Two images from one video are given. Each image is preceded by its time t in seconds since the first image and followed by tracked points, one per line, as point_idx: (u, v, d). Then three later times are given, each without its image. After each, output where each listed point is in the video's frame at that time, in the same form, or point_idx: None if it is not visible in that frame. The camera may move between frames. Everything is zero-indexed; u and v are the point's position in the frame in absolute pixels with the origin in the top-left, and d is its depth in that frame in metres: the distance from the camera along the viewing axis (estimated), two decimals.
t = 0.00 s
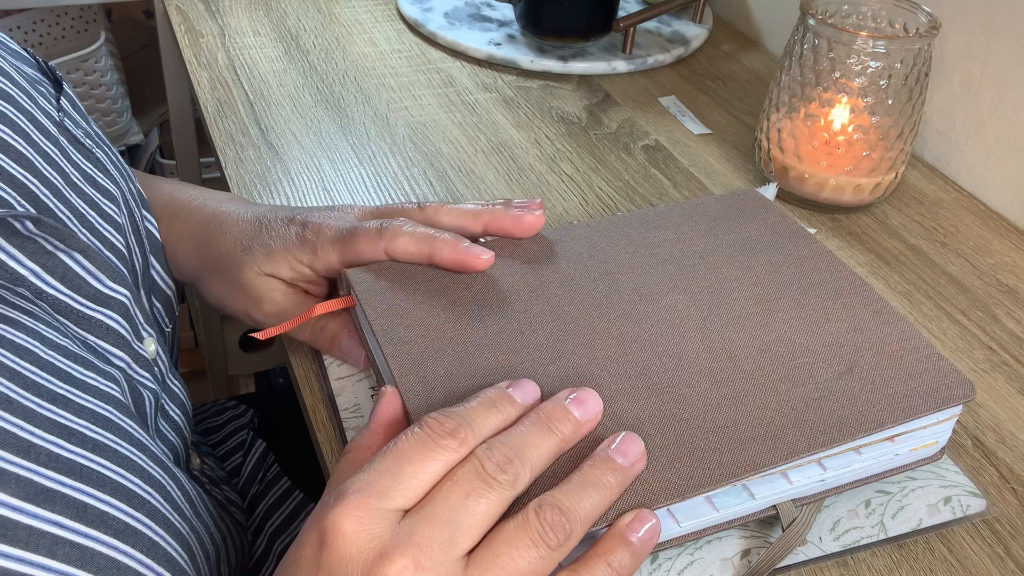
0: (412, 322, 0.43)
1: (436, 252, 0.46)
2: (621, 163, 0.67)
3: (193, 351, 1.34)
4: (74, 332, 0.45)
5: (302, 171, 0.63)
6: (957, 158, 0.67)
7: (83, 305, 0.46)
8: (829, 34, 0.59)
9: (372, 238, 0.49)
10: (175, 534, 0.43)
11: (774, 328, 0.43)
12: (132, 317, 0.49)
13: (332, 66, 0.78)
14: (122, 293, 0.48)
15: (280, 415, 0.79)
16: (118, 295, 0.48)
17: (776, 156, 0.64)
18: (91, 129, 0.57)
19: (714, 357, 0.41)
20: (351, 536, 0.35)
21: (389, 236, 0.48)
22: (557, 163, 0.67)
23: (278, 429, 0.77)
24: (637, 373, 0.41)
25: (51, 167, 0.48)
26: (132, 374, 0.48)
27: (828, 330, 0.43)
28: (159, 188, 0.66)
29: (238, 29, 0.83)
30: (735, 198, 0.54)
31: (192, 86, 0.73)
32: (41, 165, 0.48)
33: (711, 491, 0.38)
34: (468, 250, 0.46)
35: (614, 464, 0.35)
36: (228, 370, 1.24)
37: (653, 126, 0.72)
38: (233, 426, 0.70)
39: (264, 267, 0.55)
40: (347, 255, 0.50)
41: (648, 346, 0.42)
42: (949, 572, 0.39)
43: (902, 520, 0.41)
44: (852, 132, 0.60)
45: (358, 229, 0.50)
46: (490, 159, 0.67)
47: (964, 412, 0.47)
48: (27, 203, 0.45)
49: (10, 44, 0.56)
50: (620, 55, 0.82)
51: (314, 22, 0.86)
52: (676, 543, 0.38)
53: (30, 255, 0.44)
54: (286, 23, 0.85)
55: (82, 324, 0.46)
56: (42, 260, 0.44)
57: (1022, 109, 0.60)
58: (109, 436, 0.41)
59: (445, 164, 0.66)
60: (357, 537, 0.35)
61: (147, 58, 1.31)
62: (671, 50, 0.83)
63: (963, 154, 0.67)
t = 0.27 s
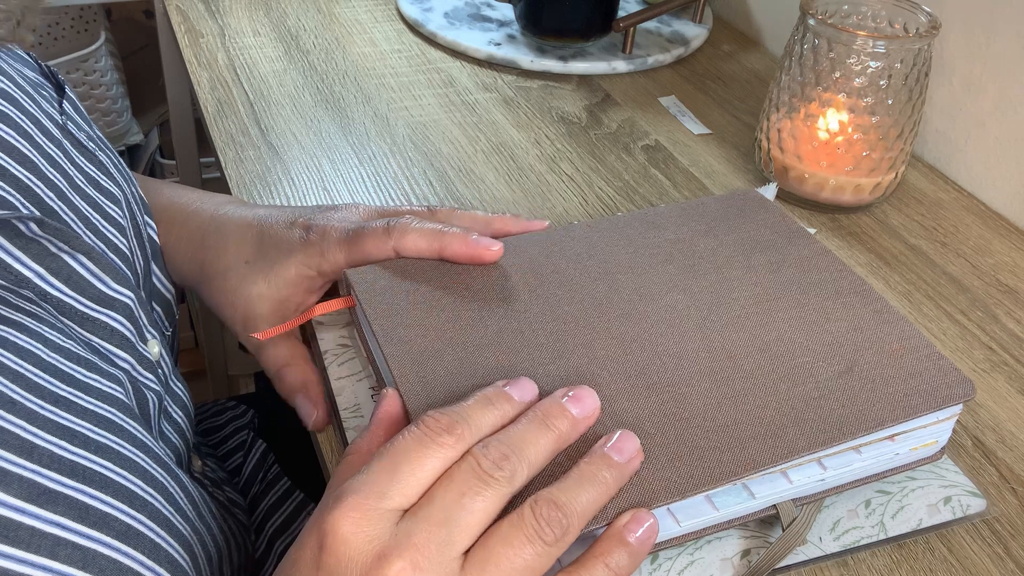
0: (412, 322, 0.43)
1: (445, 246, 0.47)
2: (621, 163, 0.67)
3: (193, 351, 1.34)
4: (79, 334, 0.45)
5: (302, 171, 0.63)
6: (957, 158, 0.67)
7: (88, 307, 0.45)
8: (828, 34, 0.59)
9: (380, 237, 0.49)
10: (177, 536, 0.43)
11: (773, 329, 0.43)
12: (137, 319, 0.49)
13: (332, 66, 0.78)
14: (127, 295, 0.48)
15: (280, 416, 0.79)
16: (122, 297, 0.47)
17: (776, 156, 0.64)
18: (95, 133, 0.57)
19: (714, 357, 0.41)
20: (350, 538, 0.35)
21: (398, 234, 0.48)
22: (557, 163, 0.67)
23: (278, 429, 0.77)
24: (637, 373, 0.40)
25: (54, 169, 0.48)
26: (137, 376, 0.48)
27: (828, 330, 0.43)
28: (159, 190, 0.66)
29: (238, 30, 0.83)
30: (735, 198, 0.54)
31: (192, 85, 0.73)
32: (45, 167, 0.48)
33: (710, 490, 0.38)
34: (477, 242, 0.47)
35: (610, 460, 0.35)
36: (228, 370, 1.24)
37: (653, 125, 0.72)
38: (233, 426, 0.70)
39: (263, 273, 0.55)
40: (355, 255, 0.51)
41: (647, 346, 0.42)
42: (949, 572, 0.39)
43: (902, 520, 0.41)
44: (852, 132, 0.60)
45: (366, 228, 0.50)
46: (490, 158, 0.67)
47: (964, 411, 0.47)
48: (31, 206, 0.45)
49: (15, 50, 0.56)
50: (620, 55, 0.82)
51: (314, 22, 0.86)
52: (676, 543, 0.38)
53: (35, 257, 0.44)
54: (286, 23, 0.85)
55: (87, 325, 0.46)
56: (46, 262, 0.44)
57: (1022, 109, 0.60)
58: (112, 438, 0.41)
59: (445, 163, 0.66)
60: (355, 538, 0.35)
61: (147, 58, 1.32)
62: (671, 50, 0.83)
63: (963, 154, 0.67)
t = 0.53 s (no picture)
0: (412, 321, 0.43)
1: (445, 247, 0.47)
2: (621, 163, 0.67)
3: (193, 351, 1.34)
4: (86, 336, 0.45)
5: (302, 171, 0.63)
6: (957, 158, 0.67)
7: (96, 310, 0.46)
8: (828, 34, 0.59)
9: (379, 243, 0.49)
10: (184, 540, 0.43)
11: (774, 329, 0.43)
12: (145, 323, 0.49)
13: (332, 66, 0.78)
14: (134, 298, 0.48)
15: (280, 416, 0.79)
16: (129, 299, 0.48)
17: (776, 156, 0.64)
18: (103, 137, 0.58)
19: (714, 356, 0.41)
20: (343, 539, 0.35)
21: (397, 236, 0.48)
22: (557, 163, 0.67)
23: (278, 430, 0.77)
24: (637, 372, 0.40)
25: (65, 172, 0.49)
26: (143, 379, 0.47)
27: (828, 330, 0.43)
28: (158, 194, 0.66)
29: (237, 29, 0.83)
30: (736, 199, 0.54)
31: (192, 85, 0.73)
32: (56, 169, 0.48)
33: (710, 491, 0.38)
34: (476, 243, 0.47)
35: (603, 459, 0.35)
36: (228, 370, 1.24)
37: (653, 125, 0.72)
38: (234, 426, 0.70)
39: (261, 274, 0.55)
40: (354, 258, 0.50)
41: (648, 346, 0.42)
42: (949, 572, 0.39)
43: (902, 520, 0.41)
44: (852, 132, 0.60)
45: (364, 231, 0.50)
46: (490, 158, 0.67)
47: (964, 412, 0.47)
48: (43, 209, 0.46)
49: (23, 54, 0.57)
50: (620, 55, 0.82)
51: (314, 22, 0.86)
52: (676, 543, 0.38)
53: (42, 260, 0.44)
54: (286, 23, 0.85)
55: (95, 328, 0.46)
56: (56, 265, 0.45)
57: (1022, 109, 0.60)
58: (120, 441, 0.41)
59: (444, 163, 0.66)
60: (348, 539, 0.35)
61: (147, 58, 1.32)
62: (671, 49, 0.83)
63: (963, 154, 0.67)
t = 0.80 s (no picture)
0: (413, 321, 0.43)
1: (443, 247, 0.47)
2: (621, 163, 0.67)
3: (193, 351, 1.34)
4: (94, 337, 0.45)
5: (302, 171, 0.63)
6: (957, 157, 0.67)
7: (104, 310, 0.46)
8: (829, 34, 0.59)
9: (376, 243, 0.49)
10: (187, 540, 0.43)
11: (774, 328, 0.43)
12: (151, 324, 0.50)
13: (332, 66, 0.78)
14: (141, 300, 0.49)
15: (280, 416, 0.79)
16: (137, 301, 0.48)
17: (776, 156, 0.63)
18: (113, 140, 0.59)
19: (714, 356, 0.41)
20: (337, 536, 0.35)
21: (394, 237, 0.48)
22: (557, 163, 0.67)
23: (279, 430, 0.77)
24: (637, 372, 0.40)
25: (80, 173, 0.50)
26: (150, 379, 0.47)
27: (828, 329, 0.43)
28: (158, 198, 0.66)
29: (237, 29, 0.83)
30: (737, 199, 0.54)
31: (192, 85, 0.73)
32: (72, 170, 0.49)
33: (710, 490, 0.38)
34: (473, 241, 0.47)
35: (600, 457, 0.35)
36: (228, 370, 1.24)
37: (653, 125, 0.72)
38: (235, 428, 0.70)
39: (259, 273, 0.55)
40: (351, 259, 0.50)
41: (648, 346, 0.42)
42: (949, 572, 0.39)
43: (902, 520, 0.41)
44: (852, 132, 0.60)
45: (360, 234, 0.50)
46: (490, 158, 0.67)
47: (964, 411, 0.47)
48: (58, 208, 0.46)
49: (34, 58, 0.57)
50: (620, 55, 0.82)
51: (314, 22, 0.86)
52: (676, 542, 0.38)
53: (51, 261, 0.44)
54: (286, 22, 0.85)
55: (102, 329, 0.46)
56: (63, 266, 0.45)
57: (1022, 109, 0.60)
58: (124, 440, 0.41)
59: (444, 162, 0.66)
60: (343, 536, 0.35)
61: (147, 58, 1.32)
62: (670, 49, 0.83)
63: (963, 154, 0.67)
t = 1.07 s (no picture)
0: (413, 321, 0.43)
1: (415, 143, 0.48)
2: (621, 163, 0.67)
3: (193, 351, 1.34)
4: (91, 338, 0.45)
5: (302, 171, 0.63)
6: (957, 157, 0.67)
7: (102, 313, 0.46)
8: (829, 34, 0.59)
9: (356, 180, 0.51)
10: (185, 540, 0.43)
11: (775, 329, 0.43)
12: (149, 325, 0.50)
13: (332, 66, 0.78)
14: (139, 302, 0.49)
15: (280, 416, 0.79)
16: (134, 303, 0.48)
17: (776, 156, 0.63)
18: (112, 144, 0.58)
19: (715, 356, 0.41)
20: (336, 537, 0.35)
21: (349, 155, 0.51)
22: (557, 163, 0.67)
23: (279, 430, 0.77)
24: (637, 373, 0.40)
25: (79, 175, 0.50)
26: (148, 381, 0.48)
27: (828, 330, 0.43)
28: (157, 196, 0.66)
29: (237, 30, 0.83)
30: (738, 198, 0.54)
31: (192, 85, 0.73)
32: (71, 172, 0.49)
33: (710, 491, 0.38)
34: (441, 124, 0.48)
35: (602, 459, 0.36)
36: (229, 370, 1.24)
37: (653, 125, 0.72)
38: (234, 428, 0.70)
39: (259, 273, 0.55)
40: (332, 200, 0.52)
41: (648, 346, 0.42)
42: (949, 572, 0.39)
43: (902, 520, 0.41)
44: (852, 132, 0.60)
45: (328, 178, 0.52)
46: (490, 158, 0.67)
47: (964, 412, 0.47)
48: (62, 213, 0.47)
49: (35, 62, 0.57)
50: (620, 54, 0.82)
51: (314, 22, 0.86)
52: (676, 543, 0.38)
53: (49, 263, 0.44)
54: (286, 23, 0.85)
55: (100, 331, 0.46)
56: (61, 268, 0.45)
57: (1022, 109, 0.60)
58: (122, 440, 0.41)
59: (444, 162, 0.66)
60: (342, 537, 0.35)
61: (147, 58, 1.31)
62: (671, 49, 0.83)
63: (963, 154, 0.67)
